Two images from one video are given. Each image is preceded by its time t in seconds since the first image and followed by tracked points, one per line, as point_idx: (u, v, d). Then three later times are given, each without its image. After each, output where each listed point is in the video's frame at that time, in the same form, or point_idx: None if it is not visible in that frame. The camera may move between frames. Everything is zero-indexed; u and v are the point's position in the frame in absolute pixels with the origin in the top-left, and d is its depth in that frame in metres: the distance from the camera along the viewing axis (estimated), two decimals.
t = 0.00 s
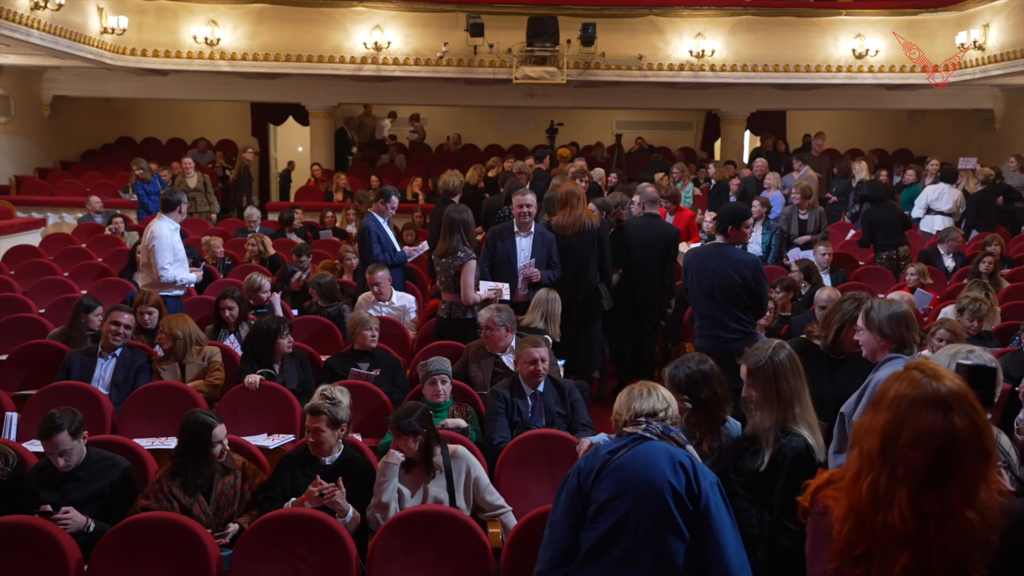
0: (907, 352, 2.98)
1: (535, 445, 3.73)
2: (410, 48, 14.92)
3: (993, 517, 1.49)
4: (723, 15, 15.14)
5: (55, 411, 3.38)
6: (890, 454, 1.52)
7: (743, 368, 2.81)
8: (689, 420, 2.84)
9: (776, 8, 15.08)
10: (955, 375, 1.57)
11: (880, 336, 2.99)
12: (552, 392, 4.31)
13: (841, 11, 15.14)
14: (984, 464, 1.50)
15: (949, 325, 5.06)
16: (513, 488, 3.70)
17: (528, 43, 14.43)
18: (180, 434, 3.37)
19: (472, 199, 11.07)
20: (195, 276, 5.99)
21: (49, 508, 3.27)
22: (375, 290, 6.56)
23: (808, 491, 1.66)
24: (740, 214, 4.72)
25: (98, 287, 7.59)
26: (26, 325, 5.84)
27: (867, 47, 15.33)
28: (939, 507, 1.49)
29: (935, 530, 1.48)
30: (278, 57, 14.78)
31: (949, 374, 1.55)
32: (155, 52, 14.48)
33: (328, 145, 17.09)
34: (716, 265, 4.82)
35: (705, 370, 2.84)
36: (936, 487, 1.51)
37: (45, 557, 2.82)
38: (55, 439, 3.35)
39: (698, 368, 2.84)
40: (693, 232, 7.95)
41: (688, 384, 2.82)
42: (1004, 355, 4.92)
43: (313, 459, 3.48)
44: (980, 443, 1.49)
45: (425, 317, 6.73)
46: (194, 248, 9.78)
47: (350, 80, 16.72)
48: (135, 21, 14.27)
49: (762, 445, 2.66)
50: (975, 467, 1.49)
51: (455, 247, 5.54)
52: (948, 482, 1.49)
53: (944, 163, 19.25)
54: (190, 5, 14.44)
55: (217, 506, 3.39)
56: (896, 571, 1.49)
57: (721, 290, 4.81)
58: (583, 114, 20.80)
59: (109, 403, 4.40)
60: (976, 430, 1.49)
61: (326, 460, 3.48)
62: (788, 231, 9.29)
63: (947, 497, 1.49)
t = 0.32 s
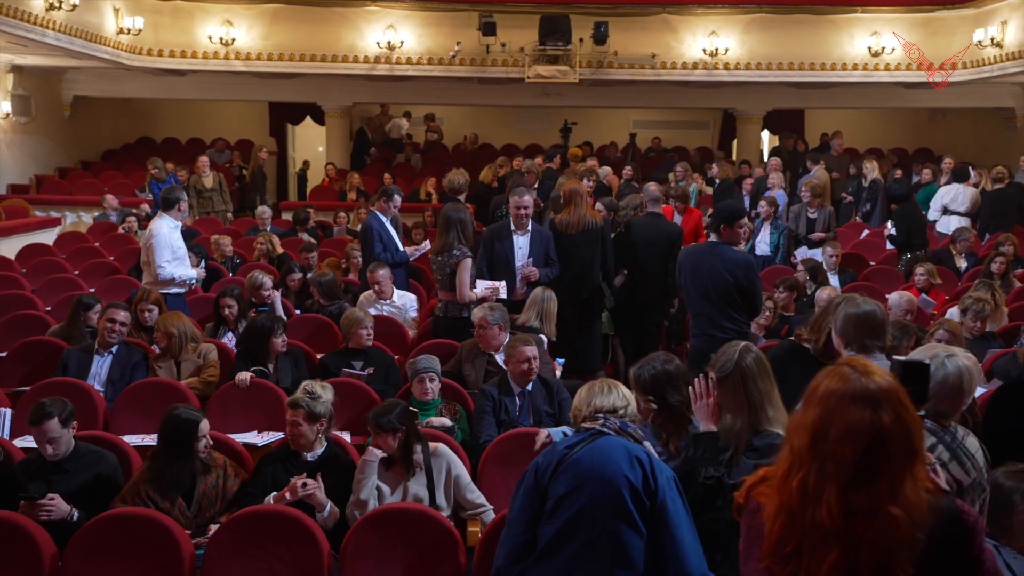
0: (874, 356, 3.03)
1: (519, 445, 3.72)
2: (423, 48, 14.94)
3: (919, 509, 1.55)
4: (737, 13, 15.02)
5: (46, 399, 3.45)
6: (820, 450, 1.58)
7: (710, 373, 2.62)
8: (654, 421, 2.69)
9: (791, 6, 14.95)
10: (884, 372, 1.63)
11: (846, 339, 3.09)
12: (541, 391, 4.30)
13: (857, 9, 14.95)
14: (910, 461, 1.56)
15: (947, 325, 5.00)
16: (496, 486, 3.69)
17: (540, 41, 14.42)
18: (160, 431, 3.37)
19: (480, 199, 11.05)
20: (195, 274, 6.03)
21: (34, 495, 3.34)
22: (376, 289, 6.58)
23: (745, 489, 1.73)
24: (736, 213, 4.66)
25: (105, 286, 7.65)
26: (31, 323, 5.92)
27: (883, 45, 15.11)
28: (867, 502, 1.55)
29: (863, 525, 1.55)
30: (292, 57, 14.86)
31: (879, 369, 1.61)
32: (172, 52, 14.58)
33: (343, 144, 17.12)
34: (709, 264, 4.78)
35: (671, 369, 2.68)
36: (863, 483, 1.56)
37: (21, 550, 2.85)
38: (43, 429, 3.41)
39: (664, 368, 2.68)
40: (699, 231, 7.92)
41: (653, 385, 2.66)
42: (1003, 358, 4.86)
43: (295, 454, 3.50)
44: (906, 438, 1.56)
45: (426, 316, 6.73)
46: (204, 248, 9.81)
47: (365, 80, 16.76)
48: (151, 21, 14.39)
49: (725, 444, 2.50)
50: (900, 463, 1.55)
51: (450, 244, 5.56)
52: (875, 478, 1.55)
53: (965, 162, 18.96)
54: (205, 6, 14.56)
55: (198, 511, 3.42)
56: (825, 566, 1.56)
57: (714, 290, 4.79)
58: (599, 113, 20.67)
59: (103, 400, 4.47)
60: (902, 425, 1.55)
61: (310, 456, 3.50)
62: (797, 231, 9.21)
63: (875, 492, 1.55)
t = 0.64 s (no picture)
0: (806, 354, 3.10)
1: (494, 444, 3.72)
2: (431, 48, 14.97)
3: (817, 505, 1.53)
4: (746, 12, 14.93)
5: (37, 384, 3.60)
6: (722, 441, 1.59)
7: (664, 374, 2.75)
8: (613, 420, 2.69)
9: (800, 4, 14.85)
10: (795, 368, 1.63)
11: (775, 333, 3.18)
12: (522, 389, 4.32)
13: (867, 7, 14.83)
14: (813, 455, 1.55)
15: (938, 326, 4.95)
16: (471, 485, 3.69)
17: (548, 41, 14.42)
18: (132, 428, 3.42)
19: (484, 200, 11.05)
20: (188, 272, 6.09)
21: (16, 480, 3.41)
22: (371, 288, 6.61)
23: (661, 482, 1.75)
24: (720, 213, 4.71)
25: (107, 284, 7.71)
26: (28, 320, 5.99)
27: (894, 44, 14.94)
28: (764, 495, 1.53)
29: (759, 518, 1.53)
30: (301, 57, 14.93)
31: (791, 365, 1.61)
32: (182, 52, 14.66)
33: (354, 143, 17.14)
34: (695, 264, 4.78)
35: (630, 369, 2.67)
36: (762, 476, 1.55)
37: None
38: (30, 410, 3.54)
39: (622, 367, 2.68)
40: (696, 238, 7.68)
41: (610, 384, 2.67)
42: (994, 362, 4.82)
43: (270, 451, 3.55)
44: (808, 433, 1.55)
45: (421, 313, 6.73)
46: (208, 248, 9.86)
47: (374, 80, 16.79)
48: (162, 22, 14.50)
49: (692, 440, 2.50)
50: (800, 458, 1.54)
51: (440, 243, 5.58)
52: (773, 471, 1.54)
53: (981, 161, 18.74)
54: (216, 6, 14.65)
55: (169, 510, 3.43)
56: (724, 555, 1.56)
57: (700, 290, 4.79)
58: (612, 113, 20.59)
59: (90, 396, 4.53)
60: (803, 420, 1.54)
61: (281, 452, 3.55)
62: (801, 231, 9.14)
63: (773, 486, 1.53)
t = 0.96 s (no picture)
0: (729, 351, 3.10)
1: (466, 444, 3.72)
2: (435, 47, 14.97)
3: (700, 494, 1.55)
4: (751, 11, 14.84)
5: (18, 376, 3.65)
6: (613, 431, 1.61)
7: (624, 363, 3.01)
8: (567, 417, 2.68)
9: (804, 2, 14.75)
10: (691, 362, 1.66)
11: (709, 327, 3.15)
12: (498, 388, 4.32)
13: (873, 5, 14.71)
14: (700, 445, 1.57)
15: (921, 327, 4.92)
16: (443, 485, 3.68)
17: (550, 40, 14.42)
18: (100, 428, 3.44)
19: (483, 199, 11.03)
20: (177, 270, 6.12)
21: None
22: (360, 286, 6.62)
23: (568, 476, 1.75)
24: (704, 211, 4.72)
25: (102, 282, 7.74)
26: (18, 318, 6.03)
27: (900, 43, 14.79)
28: (650, 485, 1.55)
29: (643, 508, 1.54)
30: (306, 57, 14.96)
31: (684, 359, 1.64)
32: (188, 52, 14.70)
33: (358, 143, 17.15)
34: (679, 261, 4.75)
35: (584, 366, 2.68)
36: (649, 465, 1.57)
37: None
38: (7, 401, 3.56)
39: (577, 366, 2.68)
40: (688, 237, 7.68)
41: (564, 382, 2.66)
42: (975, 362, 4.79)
43: (239, 448, 3.55)
44: (694, 426, 1.57)
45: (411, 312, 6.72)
46: (208, 246, 9.88)
47: (379, 79, 16.78)
48: (168, 22, 14.57)
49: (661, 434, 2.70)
50: (684, 449, 1.56)
51: (425, 242, 5.58)
52: (658, 460, 1.56)
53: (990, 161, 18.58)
54: (221, 6, 14.68)
55: (134, 511, 3.47)
56: (612, 542, 1.56)
57: (684, 288, 4.75)
58: (619, 113, 20.53)
59: (70, 393, 4.56)
60: (691, 410, 1.57)
61: (251, 450, 3.54)
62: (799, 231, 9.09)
63: (656, 474, 1.55)
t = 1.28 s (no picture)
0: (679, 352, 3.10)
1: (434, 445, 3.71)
2: (435, 48, 14.95)
3: (602, 480, 1.56)
4: (751, 10, 14.77)
5: None
6: (517, 417, 1.61)
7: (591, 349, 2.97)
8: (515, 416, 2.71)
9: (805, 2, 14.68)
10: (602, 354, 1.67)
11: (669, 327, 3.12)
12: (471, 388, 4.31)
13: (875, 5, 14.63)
14: (600, 432, 1.58)
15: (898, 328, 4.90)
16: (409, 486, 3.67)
17: (549, 41, 14.43)
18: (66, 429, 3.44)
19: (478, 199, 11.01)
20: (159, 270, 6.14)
21: None
22: (346, 286, 6.62)
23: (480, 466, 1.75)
24: (681, 212, 4.68)
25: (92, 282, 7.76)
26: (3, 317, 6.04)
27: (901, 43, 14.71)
28: (549, 470, 1.56)
29: (544, 496, 1.55)
30: (305, 57, 14.97)
31: (595, 350, 1.64)
32: (188, 52, 14.73)
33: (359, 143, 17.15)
34: (656, 264, 4.73)
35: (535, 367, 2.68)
36: (550, 452, 1.58)
37: None
38: None
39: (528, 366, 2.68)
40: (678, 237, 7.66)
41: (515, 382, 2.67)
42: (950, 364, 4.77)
43: (205, 448, 3.56)
44: (600, 415, 1.59)
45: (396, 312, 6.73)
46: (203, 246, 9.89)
47: (379, 80, 16.77)
48: (168, 22, 14.62)
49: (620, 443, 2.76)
50: (587, 437, 1.57)
51: (406, 242, 5.58)
52: (558, 446, 1.57)
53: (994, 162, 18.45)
54: (222, 7, 14.71)
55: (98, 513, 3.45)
56: (510, 525, 1.56)
57: (662, 290, 4.73)
58: (621, 114, 20.47)
59: (46, 392, 4.57)
60: (593, 399, 1.59)
61: (217, 450, 3.56)
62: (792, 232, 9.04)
63: (555, 460, 1.56)
